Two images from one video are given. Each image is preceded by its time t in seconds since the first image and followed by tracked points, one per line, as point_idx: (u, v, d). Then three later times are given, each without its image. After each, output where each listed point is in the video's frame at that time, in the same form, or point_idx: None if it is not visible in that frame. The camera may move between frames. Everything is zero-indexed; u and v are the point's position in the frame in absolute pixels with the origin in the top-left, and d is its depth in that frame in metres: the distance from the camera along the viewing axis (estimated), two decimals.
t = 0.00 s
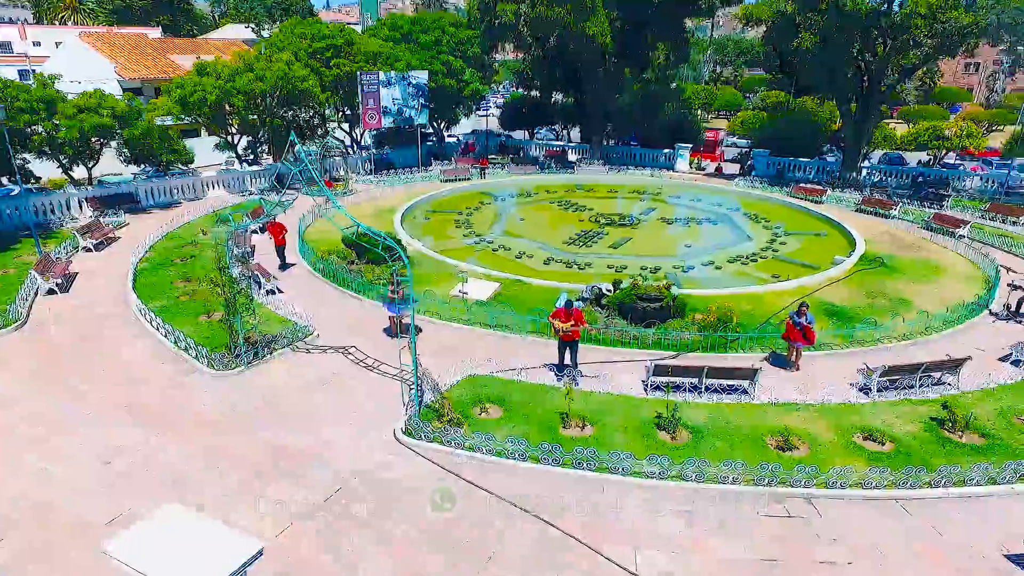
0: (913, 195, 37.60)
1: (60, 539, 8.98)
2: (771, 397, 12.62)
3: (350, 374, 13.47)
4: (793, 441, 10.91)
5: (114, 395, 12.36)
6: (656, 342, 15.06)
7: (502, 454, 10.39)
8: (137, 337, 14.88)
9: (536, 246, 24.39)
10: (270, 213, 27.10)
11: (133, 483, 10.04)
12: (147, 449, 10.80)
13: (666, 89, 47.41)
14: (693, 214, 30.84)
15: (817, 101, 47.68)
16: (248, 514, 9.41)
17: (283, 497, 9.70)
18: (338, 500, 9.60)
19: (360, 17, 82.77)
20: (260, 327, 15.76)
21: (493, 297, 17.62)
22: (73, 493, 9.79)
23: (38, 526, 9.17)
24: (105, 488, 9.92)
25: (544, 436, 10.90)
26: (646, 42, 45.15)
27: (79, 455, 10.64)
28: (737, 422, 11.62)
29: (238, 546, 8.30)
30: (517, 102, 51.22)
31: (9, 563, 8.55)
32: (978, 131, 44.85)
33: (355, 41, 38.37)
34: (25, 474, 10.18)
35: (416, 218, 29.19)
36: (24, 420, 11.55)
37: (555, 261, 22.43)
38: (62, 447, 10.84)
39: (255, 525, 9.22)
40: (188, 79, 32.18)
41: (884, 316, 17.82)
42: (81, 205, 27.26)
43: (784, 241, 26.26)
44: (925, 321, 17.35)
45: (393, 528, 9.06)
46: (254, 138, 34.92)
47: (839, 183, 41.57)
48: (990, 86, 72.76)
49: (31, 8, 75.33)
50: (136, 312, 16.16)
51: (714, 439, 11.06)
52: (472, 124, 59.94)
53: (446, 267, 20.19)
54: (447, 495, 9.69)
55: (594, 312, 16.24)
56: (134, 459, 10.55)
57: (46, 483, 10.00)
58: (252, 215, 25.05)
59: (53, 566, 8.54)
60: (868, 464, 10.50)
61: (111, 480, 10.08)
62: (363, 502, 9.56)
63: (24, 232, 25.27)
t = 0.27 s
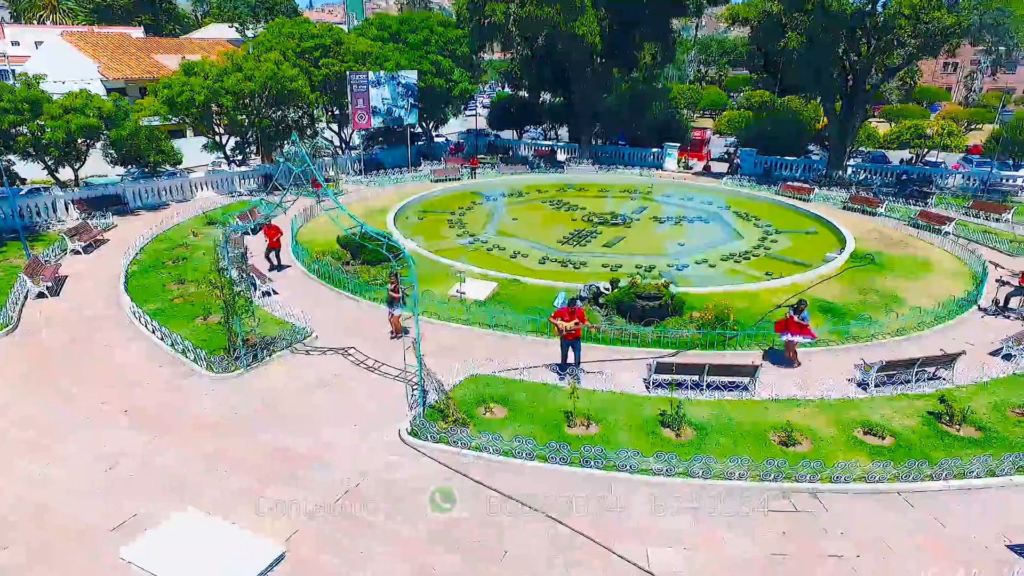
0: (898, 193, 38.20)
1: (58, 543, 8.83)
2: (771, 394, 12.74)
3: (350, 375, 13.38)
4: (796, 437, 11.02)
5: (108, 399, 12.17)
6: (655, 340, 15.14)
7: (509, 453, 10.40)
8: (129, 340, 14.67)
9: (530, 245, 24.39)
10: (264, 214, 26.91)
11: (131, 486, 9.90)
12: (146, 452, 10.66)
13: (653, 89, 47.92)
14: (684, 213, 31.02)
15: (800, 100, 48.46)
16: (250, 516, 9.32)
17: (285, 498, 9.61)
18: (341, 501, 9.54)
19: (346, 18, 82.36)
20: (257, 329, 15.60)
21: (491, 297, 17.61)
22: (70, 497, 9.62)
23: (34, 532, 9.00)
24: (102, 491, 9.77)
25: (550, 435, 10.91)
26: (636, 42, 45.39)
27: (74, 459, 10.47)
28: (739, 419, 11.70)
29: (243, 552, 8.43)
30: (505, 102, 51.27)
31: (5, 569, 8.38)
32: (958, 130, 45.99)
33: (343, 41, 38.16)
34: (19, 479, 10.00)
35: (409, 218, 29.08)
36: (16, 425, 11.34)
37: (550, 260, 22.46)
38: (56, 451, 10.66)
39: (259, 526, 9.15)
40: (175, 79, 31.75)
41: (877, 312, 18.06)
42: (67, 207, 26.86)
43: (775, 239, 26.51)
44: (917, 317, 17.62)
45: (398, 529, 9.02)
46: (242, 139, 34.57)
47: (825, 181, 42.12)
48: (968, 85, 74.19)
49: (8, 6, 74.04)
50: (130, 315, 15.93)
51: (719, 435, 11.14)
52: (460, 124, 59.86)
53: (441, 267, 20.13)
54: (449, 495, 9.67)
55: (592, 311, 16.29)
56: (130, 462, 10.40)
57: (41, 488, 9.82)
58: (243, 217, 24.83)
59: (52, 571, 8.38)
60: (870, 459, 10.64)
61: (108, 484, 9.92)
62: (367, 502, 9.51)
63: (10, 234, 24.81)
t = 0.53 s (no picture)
0: (883, 191, 38.85)
1: (61, 550, 8.69)
2: (773, 390, 12.89)
3: (352, 377, 13.30)
4: (800, 432, 11.16)
5: (105, 403, 11.97)
6: (655, 338, 15.23)
7: (519, 453, 10.41)
8: (123, 343, 14.45)
9: (524, 245, 24.42)
10: (255, 216, 26.76)
11: (133, 490, 9.76)
12: (147, 455, 10.51)
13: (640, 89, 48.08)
14: (674, 212, 31.24)
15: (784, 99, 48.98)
16: (256, 519, 9.24)
17: (291, 500, 9.53)
18: (348, 502, 9.49)
19: (329, 18, 81.96)
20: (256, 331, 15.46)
21: (490, 297, 17.61)
22: (71, 504, 9.46)
23: (41, 540, 8.84)
24: (104, 497, 9.63)
25: (559, 434, 10.94)
26: (627, 41, 45.80)
27: (73, 464, 10.29)
28: (744, 415, 11.81)
29: (264, 553, 8.27)
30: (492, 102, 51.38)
31: None
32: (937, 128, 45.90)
33: (331, 41, 37.93)
34: (17, 485, 9.82)
35: (401, 219, 28.98)
36: (10, 430, 11.13)
37: (546, 260, 22.51)
38: (55, 455, 10.48)
39: (267, 528, 9.07)
40: (161, 79, 31.29)
41: (870, 308, 18.35)
42: (53, 209, 26.43)
43: (765, 237, 26.80)
44: (910, 313, 17.89)
45: (408, 530, 8.99)
46: (229, 139, 34.23)
47: (810, 179, 42.73)
48: (944, 85, 75.75)
49: None
50: (125, 318, 15.68)
51: (725, 432, 11.24)
52: (447, 124, 59.73)
53: (438, 267, 20.08)
54: (449, 495, 9.66)
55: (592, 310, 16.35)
56: (131, 467, 10.25)
57: (40, 494, 9.64)
58: (236, 219, 24.62)
59: None
60: (873, 453, 10.81)
61: (108, 489, 9.76)
62: (375, 503, 9.46)
63: None
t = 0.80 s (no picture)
0: (866, 189, 39.50)
1: (61, 555, 8.55)
2: (776, 386, 13.06)
3: (356, 379, 13.21)
4: (807, 428, 11.31)
5: (102, 408, 11.81)
6: (657, 337, 15.32)
7: (532, 453, 10.42)
8: (118, 348, 14.24)
9: (520, 245, 24.45)
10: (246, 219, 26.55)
11: (135, 494, 9.64)
12: (146, 459, 10.39)
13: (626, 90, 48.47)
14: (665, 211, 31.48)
15: (767, 98, 49.41)
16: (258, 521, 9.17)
17: (293, 501, 9.49)
18: (350, 502, 9.47)
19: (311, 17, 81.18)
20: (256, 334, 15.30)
21: (490, 297, 17.60)
22: (75, 511, 9.30)
23: (53, 550, 8.64)
24: (102, 501, 9.48)
25: (570, 434, 10.97)
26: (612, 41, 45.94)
27: (72, 470, 10.15)
28: (750, 412, 11.95)
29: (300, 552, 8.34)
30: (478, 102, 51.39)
31: None
32: (915, 126, 46.78)
33: (318, 40, 37.70)
34: (14, 493, 9.66)
35: (393, 219, 28.84)
36: (6, 438, 10.94)
37: (542, 260, 22.55)
38: (53, 463, 10.31)
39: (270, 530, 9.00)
40: (147, 79, 30.80)
41: (864, 304, 18.66)
42: (37, 213, 25.91)
43: (757, 235, 27.08)
44: (902, 309, 18.24)
45: (412, 529, 9.00)
46: (216, 140, 33.76)
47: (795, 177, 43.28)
48: (919, 84, 77.23)
49: None
50: (121, 323, 15.42)
51: (732, 429, 11.35)
52: (433, 124, 59.56)
53: (436, 268, 20.02)
54: (450, 495, 9.66)
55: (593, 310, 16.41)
56: (131, 471, 10.12)
57: (38, 501, 9.49)
58: (226, 222, 24.37)
59: None
60: (878, 447, 11.01)
61: (109, 493, 9.64)
62: (376, 503, 9.45)
63: None
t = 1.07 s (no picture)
0: (850, 187, 40.21)
1: (65, 561, 8.49)
2: (779, 382, 13.25)
3: (363, 382, 13.14)
4: (814, 422, 11.50)
5: (100, 414, 11.69)
6: (659, 335, 15.43)
7: (547, 453, 10.46)
8: (117, 354, 14.05)
9: (515, 245, 24.53)
10: (236, 221, 26.28)
11: (139, 498, 9.58)
12: (147, 463, 10.33)
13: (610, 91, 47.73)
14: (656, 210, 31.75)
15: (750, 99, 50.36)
16: (259, 522, 9.19)
17: (293, 501, 9.55)
18: (350, 502, 9.52)
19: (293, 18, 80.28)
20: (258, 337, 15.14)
21: (490, 298, 17.61)
22: (91, 521, 9.14)
23: (70, 561, 8.47)
24: (103, 506, 9.42)
25: (582, 432, 11.05)
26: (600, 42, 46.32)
27: (72, 475, 10.04)
28: (758, 408, 12.11)
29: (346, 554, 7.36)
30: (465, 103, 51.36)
31: None
32: (893, 126, 47.80)
33: (304, 40, 37.40)
34: (15, 500, 9.54)
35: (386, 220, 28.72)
36: (5, 447, 10.77)
37: (538, 260, 22.63)
38: (54, 469, 10.19)
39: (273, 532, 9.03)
40: (132, 80, 30.27)
41: (857, 301, 19.00)
42: (21, 216, 25.47)
43: (748, 233, 27.42)
44: (894, 304, 18.61)
45: (415, 526, 9.08)
46: (202, 142, 33.31)
47: (779, 176, 43.90)
48: (894, 84, 78.90)
49: None
50: (119, 328, 15.17)
51: (741, 425, 11.49)
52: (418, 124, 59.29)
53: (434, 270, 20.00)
54: (449, 494, 9.69)
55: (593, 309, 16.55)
56: (133, 475, 10.05)
57: (39, 507, 9.40)
58: (217, 224, 24.11)
59: None
60: (883, 440, 11.21)
61: (120, 500, 9.52)
62: (375, 503, 9.50)
63: None
